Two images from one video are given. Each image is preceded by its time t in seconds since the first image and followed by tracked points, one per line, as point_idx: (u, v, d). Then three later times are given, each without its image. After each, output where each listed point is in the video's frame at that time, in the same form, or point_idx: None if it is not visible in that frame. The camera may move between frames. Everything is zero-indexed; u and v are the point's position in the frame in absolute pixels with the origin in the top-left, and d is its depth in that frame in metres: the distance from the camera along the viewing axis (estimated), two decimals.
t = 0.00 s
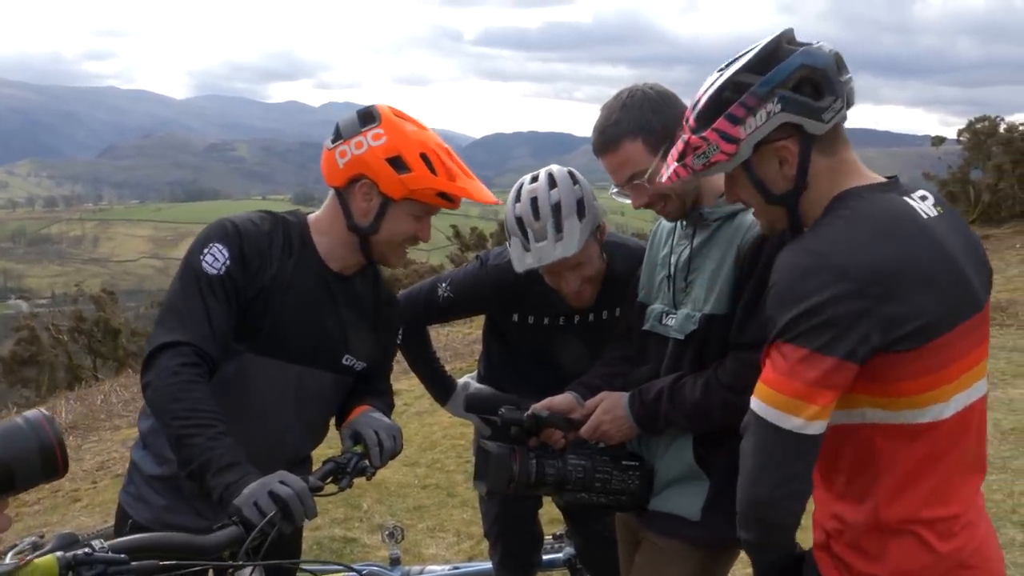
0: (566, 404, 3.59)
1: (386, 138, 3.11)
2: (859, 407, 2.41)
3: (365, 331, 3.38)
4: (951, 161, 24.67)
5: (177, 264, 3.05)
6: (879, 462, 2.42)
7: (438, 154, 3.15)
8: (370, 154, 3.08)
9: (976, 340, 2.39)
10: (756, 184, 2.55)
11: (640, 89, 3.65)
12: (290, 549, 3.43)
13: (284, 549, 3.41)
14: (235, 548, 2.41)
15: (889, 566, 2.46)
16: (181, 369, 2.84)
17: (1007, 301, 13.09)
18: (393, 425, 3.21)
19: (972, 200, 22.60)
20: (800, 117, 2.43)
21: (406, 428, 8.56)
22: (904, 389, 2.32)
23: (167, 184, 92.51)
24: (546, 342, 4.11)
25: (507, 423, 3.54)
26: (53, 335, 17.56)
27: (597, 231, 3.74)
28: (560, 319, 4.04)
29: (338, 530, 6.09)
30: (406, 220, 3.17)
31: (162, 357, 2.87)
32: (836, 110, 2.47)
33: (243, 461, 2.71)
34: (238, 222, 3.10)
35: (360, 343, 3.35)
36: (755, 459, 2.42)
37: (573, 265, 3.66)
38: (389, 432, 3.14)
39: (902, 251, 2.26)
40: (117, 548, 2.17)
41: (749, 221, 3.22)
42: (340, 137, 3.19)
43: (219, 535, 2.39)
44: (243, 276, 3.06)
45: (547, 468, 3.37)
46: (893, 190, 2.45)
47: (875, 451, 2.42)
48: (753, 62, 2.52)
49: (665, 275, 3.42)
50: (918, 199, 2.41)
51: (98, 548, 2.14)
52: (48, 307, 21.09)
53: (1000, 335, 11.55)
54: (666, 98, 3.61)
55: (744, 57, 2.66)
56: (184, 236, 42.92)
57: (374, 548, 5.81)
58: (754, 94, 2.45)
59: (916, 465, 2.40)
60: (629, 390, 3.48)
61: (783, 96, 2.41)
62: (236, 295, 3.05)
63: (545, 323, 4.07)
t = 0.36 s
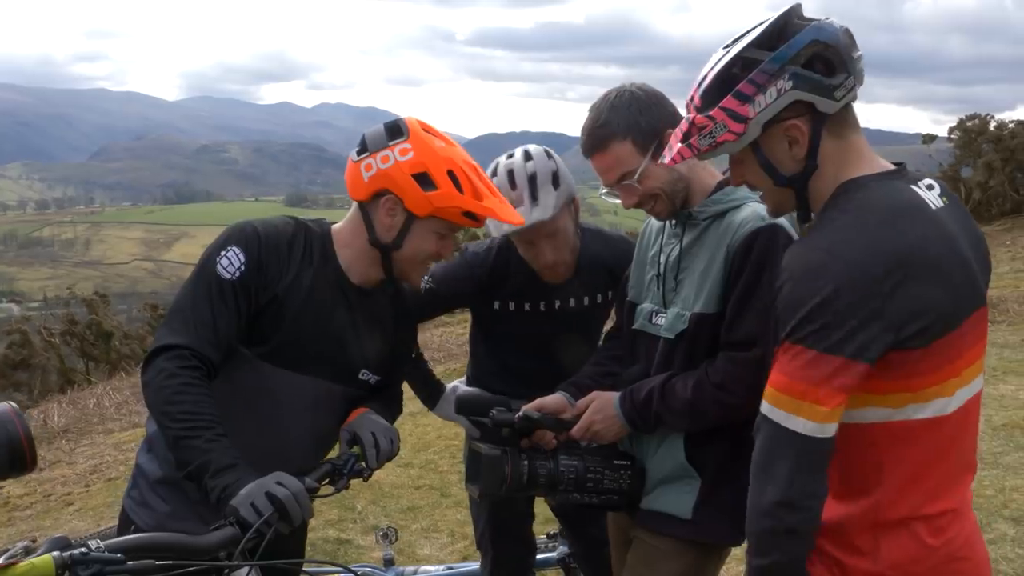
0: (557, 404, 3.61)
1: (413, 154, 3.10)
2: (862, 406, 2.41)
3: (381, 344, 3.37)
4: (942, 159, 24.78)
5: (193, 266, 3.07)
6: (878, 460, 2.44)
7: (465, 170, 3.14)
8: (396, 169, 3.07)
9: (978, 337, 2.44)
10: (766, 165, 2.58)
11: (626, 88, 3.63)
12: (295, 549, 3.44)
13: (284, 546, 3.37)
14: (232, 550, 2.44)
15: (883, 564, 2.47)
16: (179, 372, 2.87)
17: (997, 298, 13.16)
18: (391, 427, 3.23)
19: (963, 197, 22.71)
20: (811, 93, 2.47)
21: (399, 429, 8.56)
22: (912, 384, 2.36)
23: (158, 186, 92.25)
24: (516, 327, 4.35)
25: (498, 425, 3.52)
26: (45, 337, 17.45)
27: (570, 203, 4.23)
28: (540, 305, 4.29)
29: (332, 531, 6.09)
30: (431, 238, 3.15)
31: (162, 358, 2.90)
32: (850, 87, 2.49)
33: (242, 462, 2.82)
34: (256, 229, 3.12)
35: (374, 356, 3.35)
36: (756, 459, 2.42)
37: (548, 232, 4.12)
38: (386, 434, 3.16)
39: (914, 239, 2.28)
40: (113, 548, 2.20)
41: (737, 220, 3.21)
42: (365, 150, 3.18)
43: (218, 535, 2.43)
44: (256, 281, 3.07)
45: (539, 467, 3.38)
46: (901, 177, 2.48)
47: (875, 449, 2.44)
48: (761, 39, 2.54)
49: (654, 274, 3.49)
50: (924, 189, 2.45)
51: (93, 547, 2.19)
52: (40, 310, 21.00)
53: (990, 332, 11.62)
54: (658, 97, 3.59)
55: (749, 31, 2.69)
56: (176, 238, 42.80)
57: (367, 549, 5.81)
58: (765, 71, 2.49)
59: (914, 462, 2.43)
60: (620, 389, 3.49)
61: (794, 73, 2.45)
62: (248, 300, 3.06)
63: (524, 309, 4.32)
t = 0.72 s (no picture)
0: (548, 406, 3.59)
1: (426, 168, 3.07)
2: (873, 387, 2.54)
3: (384, 354, 3.35)
4: (934, 158, 24.83)
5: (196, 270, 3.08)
6: (885, 444, 2.55)
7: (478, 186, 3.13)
8: (410, 183, 3.05)
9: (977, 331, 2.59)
10: (794, 155, 2.74)
11: (615, 89, 3.59)
12: (291, 554, 3.43)
13: (278, 553, 3.37)
14: (222, 556, 2.44)
15: (883, 544, 2.57)
16: (176, 375, 2.88)
17: (990, 296, 13.19)
18: (384, 430, 3.23)
19: (955, 196, 22.75)
20: (844, 90, 2.65)
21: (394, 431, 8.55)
22: (921, 369, 2.49)
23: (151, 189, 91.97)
24: (495, 312, 4.42)
25: (489, 427, 3.42)
26: (36, 342, 17.32)
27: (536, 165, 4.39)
28: (518, 283, 4.40)
29: (326, 535, 6.07)
30: (440, 252, 3.16)
31: (160, 360, 2.92)
32: (872, 88, 2.70)
33: (235, 467, 2.83)
34: (260, 234, 3.11)
35: (374, 367, 3.33)
36: (793, 452, 2.50)
37: (522, 178, 4.21)
38: (378, 439, 3.15)
39: (928, 233, 2.45)
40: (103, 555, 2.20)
41: (727, 221, 3.19)
42: (378, 161, 3.16)
43: (208, 541, 2.43)
44: (257, 286, 3.06)
45: (531, 470, 3.38)
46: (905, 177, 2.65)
47: (881, 429, 2.55)
48: (799, 36, 2.73)
49: (644, 275, 3.50)
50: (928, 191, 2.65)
51: (82, 555, 2.18)
52: (32, 314, 20.89)
53: (983, 330, 11.64)
54: (646, 98, 3.55)
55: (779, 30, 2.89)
56: (168, 241, 42.68)
57: (362, 552, 5.80)
58: (804, 65, 2.65)
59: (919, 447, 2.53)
60: (612, 390, 3.48)
61: (830, 69, 2.63)
62: (249, 306, 3.05)
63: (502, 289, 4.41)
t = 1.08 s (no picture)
0: (544, 414, 3.60)
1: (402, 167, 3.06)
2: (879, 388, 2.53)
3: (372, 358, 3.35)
4: (929, 165, 24.91)
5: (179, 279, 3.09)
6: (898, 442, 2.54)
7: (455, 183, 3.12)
8: (386, 182, 3.04)
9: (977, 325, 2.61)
10: (789, 176, 2.74)
11: (613, 96, 3.58)
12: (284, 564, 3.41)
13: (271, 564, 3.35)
14: (215, 566, 2.44)
15: (906, 543, 2.55)
16: (165, 385, 2.89)
17: (986, 302, 13.21)
18: (380, 437, 3.21)
19: (951, 202, 22.83)
20: (834, 110, 2.66)
21: (391, 439, 8.54)
22: (924, 368, 2.49)
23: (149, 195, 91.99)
24: (481, 317, 4.44)
25: (485, 434, 3.40)
26: (34, 349, 17.31)
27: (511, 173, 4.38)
28: (501, 288, 4.41)
29: (322, 543, 6.05)
30: (419, 251, 3.14)
31: (149, 371, 2.93)
32: (860, 105, 2.72)
33: (228, 476, 2.84)
34: (241, 241, 3.12)
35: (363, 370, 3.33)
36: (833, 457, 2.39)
37: (498, 185, 4.20)
38: (374, 445, 3.15)
39: (923, 234, 2.46)
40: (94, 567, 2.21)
41: (723, 228, 3.19)
42: (355, 162, 3.16)
43: (200, 551, 2.43)
44: (241, 293, 3.07)
45: (527, 478, 3.38)
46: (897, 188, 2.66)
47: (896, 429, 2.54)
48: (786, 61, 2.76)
49: (641, 283, 3.50)
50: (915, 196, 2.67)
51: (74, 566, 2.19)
52: (30, 321, 20.89)
53: (980, 336, 11.66)
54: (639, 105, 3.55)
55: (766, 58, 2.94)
56: (166, 248, 42.70)
57: (359, 560, 5.78)
58: (793, 88, 2.66)
59: (933, 443, 2.53)
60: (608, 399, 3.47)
61: (818, 90, 2.64)
62: (234, 313, 3.06)
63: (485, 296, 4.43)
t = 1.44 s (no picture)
0: (544, 415, 3.64)
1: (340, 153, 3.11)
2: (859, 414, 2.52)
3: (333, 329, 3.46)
4: (931, 165, 24.90)
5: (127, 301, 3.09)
6: (889, 464, 2.54)
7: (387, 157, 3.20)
8: (330, 172, 3.08)
9: (964, 337, 2.56)
10: (761, 199, 2.67)
11: (614, 96, 3.62)
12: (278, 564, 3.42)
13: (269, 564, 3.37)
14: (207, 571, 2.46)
15: (912, 560, 2.56)
16: (135, 405, 2.92)
17: (988, 303, 13.20)
18: (370, 436, 3.22)
19: (954, 203, 22.79)
20: (803, 130, 2.58)
21: (393, 441, 8.55)
22: (903, 392, 2.46)
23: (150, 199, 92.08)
24: (475, 318, 4.46)
25: (485, 436, 3.50)
26: (37, 352, 17.31)
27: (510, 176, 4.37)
28: (495, 287, 4.43)
29: (324, 545, 6.05)
30: (365, 221, 3.25)
31: (118, 394, 2.95)
32: (831, 120, 2.63)
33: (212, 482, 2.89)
34: (185, 249, 3.11)
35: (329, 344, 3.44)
36: (790, 484, 2.48)
37: (496, 189, 4.19)
38: (365, 443, 3.16)
39: (898, 255, 2.39)
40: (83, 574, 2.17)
41: (722, 229, 3.23)
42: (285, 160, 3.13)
43: (190, 557, 2.44)
44: (198, 301, 3.09)
45: (527, 479, 3.42)
46: (875, 202, 2.61)
47: (884, 451, 2.53)
48: (753, 81, 2.67)
49: (641, 284, 3.49)
50: (895, 208, 2.59)
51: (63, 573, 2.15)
52: (32, 325, 20.91)
53: (982, 337, 11.66)
54: (643, 106, 3.57)
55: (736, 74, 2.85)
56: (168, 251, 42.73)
57: (360, 562, 5.78)
58: (759, 110, 2.58)
59: (925, 460, 2.52)
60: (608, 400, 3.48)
61: (786, 112, 2.56)
62: (190, 322, 3.07)
63: (479, 295, 4.45)
